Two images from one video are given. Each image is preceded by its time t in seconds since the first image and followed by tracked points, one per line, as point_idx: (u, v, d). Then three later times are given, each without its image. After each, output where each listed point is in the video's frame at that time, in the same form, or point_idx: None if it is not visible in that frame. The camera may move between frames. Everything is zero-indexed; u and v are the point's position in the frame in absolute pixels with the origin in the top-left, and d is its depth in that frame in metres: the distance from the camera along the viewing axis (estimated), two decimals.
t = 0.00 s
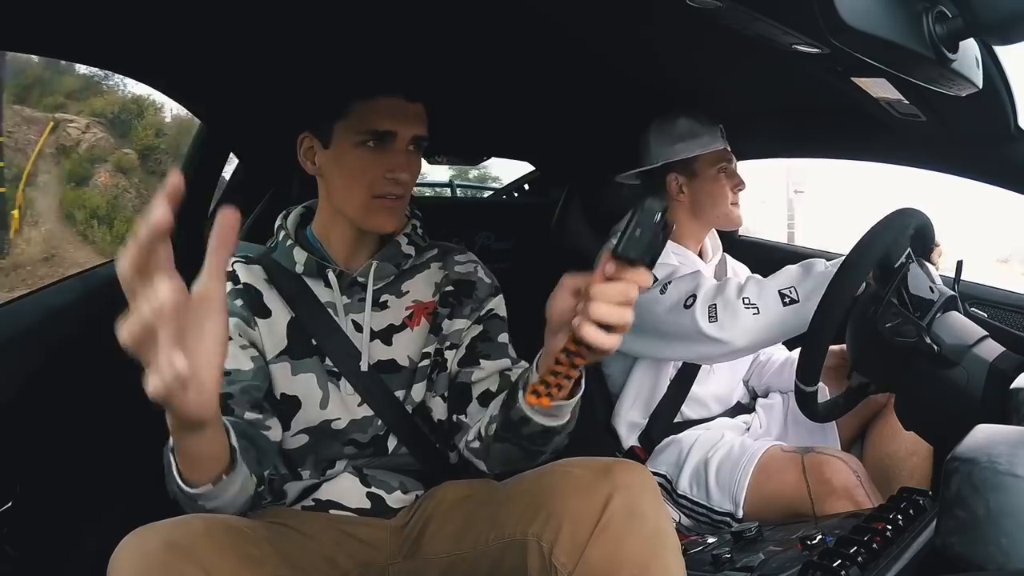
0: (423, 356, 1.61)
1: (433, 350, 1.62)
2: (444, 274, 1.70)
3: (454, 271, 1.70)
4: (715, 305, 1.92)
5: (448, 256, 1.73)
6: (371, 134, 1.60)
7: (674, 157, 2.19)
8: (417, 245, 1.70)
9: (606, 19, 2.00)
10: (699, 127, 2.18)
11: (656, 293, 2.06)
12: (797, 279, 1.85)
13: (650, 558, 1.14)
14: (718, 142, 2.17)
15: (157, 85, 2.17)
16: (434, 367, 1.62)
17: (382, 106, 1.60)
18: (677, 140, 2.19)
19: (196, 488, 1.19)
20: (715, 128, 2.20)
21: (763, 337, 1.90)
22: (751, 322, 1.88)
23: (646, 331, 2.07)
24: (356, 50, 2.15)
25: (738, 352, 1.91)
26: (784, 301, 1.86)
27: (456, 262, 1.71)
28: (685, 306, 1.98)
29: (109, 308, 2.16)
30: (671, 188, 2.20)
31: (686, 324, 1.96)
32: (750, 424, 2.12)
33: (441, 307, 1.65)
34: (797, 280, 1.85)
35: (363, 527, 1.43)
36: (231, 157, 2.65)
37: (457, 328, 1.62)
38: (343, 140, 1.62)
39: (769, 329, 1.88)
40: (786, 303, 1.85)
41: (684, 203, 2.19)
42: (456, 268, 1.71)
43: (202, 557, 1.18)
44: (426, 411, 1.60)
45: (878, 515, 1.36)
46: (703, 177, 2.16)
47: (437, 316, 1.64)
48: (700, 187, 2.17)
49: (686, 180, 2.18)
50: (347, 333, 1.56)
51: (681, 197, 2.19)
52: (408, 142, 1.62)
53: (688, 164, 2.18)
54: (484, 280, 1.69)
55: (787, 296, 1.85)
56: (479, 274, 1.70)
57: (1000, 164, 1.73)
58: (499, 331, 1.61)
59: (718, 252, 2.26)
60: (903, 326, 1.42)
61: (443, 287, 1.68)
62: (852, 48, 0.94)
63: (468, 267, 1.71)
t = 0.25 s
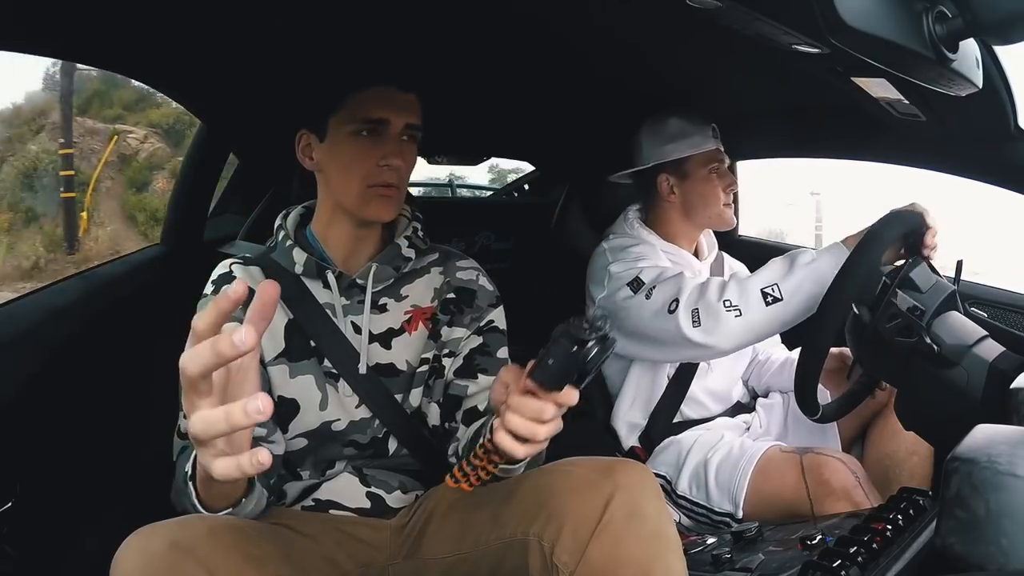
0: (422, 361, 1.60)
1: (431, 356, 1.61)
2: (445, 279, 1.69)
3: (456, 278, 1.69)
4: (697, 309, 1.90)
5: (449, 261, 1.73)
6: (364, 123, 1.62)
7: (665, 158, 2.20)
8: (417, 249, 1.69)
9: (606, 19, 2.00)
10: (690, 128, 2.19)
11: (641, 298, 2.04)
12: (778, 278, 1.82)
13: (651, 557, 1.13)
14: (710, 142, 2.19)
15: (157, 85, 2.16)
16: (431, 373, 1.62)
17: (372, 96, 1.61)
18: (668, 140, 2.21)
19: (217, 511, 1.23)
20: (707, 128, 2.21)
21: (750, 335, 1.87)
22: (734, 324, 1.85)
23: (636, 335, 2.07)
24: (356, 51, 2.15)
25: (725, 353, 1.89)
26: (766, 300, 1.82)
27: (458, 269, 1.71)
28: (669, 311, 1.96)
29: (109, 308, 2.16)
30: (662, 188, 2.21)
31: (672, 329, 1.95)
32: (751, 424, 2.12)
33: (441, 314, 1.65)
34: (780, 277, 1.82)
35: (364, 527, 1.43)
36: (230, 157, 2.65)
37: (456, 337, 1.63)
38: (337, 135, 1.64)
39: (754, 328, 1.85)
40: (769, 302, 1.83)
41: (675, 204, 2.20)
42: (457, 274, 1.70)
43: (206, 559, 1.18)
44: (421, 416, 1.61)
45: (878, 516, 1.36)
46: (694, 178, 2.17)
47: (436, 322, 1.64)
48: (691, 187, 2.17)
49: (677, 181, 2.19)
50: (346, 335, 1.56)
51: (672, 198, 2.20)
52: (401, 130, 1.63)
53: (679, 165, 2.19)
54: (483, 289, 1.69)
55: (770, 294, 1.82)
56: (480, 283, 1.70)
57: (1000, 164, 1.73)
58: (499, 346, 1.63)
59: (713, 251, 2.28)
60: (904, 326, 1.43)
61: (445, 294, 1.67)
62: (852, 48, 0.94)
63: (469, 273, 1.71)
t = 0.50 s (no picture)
0: (424, 362, 1.60)
1: (434, 357, 1.61)
2: (450, 281, 1.69)
3: (460, 280, 1.70)
4: (675, 317, 1.91)
5: (455, 263, 1.73)
6: (371, 122, 1.62)
7: (662, 156, 2.21)
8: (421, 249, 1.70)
9: (607, 19, 2.00)
10: (687, 127, 2.20)
11: (625, 304, 2.05)
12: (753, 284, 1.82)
13: (656, 556, 1.13)
14: (706, 142, 2.20)
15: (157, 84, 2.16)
16: (434, 374, 1.62)
17: (383, 97, 1.62)
18: (664, 140, 2.22)
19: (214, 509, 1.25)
20: (704, 127, 2.21)
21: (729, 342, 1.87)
22: (710, 331, 1.85)
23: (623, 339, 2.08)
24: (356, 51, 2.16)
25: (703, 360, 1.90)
26: (741, 306, 1.83)
27: (463, 271, 1.71)
28: (649, 319, 1.97)
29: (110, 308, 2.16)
30: (659, 187, 2.21)
31: (652, 336, 1.96)
32: (750, 424, 2.12)
33: (445, 316, 1.65)
34: (755, 282, 1.83)
35: (364, 526, 1.43)
36: (230, 157, 2.65)
37: (460, 339, 1.63)
38: (345, 134, 1.64)
39: (732, 335, 1.85)
40: (744, 309, 1.83)
41: (671, 204, 2.20)
42: (462, 276, 1.70)
43: (211, 556, 1.18)
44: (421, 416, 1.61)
45: (878, 516, 1.36)
46: (691, 177, 2.18)
47: (439, 323, 1.64)
48: (687, 187, 2.18)
49: (672, 180, 2.19)
50: (349, 335, 1.56)
51: (668, 197, 2.20)
52: (411, 132, 1.63)
53: (676, 165, 2.20)
54: (489, 292, 1.69)
55: (745, 300, 1.83)
56: (485, 286, 1.70)
57: (1000, 163, 1.73)
58: (504, 350, 1.63)
59: (711, 249, 2.29)
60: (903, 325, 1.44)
61: (449, 296, 1.67)
62: (852, 48, 0.94)
63: (475, 276, 1.71)
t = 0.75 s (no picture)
0: (422, 359, 1.60)
1: (431, 354, 1.61)
2: (447, 279, 1.69)
3: (457, 277, 1.69)
4: (643, 329, 1.91)
5: (452, 260, 1.73)
6: (375, 121, 1.62)
7: (643, 157, 2.22)
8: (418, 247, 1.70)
9: (608, 19, 2.00)
10: (667, 126, 2.20)
11: (602, 312, 2.06)
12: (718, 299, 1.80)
13: (655, 555, 1.13)
14: (687, 139, 2.18)
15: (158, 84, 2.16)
16: (432, 371, 1.61)
17: (383, 96, 1.62)
18: (645, 141, 2.23)
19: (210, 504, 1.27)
20: (685, 124, 2.21)
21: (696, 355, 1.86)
22: (675, 345, 1.85)
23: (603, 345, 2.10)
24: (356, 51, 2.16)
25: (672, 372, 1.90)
26: (704, 321, 1.82)
27: (459, 268, 1.71)
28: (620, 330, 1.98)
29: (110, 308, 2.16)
30: (643, 187, 2.21)
31: (622, 347, 1.97)
32: (751, 422, 2.12)
33: (441, 313, 1.65)
34: (719, 297, 1.81)
35: (363, 527, 1.43)
36: (230, 157, 2.65)
37: (456, 335, 1.62)
38: (348, 133, 1.64)
39: (695, 349, 1.84)
40: (707, 323, 1.81)
41: (656, 203, 2.20)
42: (459, 273, 1.70)
43: (211, 556, 1.18)
44: (421, 415, 1.60)
45: (878, 515, 1.36)
46: (673, 176, 2.17)
47: (437, 320, 1.64)
48: (670, 185, 2.17)
49: (656, 179, 2.19)
50: (348, 334, 1.56)
51: (653, 196, 2.20)
52: (412, 130, 1.63)
53: (659, 165, 2.19)
54: (485, 288, 1.69)
55: (706, 313, 1.82)
56: (482, 282, 1.70)
57: (1000, 163, 1.73)
58: (499, 344, 1.62)
59: (706, 247, 2.25)
60: (904, 326, 1.45)
61: (446, 293, 1.67)
62: (852, 48, 0.94)
63: (470, 272, 1.71)
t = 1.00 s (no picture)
0: (423, 362, 1.60)
1: (433, 357, 1.61)
2: (449, 280, 1.69)
3: (459, 279, 1.69)
4: (632, 358, 1.89)
5: (454, 262, 1.72)
6: (376, 123, 1.62)
7: (640, 158, 2.22)
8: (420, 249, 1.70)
9: (608, 19, 1.99)
10: (665, 127, 2.18)
11: (596, 331, 2.02)
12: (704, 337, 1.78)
13: (658, 556, 1.14)
14: (686, 141, 2.17)
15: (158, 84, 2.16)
16: (433, 374, 1.61)
17: (387, 98, 1.62)
18: (644, 142, 2.22)
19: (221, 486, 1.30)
20: (686, 124, 2.19)
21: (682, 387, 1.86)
22: (661, 378, 1.84)
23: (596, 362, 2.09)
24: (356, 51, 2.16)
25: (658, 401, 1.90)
26: (688, 357, 1.80)
27: (461, 271, 1.71)
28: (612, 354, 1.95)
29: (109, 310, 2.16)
30: (640, 188, 2.22)
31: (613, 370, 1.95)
32: (750, 423, 2.13)
33: (443, 316, 1.64)
34: (705, 335, 1.78)
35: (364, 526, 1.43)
36: (230, 157, 2.65)
37: (459, 338, 1.62)
38: (349, 136, 1.64)
39: (681, 383, 1.83)
40: (690, 360, 1.80)
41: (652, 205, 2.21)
42: (461, 275, 1.70)
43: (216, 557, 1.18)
44: (422, 417, 1.60)
45: (879, 515, 1.36)
46: (669, 177, 2.17)
47: (438, 323, 1.64)
48: (667, 188, 2.16)
49: (652, 180, 2.19)
50: (349, 336, 1.56)
51: (650, 198, 2.21)
52: (414, 132, 1.63)
53: (656, 166, 2.19)
54: (488, 291, 1.70)
55: (691, 351, 1.79)
56: (485, 284, 1.70)
57: (1000, 163, 1.73)
58: (502, 348, 1.62)
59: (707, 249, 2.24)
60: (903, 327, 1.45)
61: (448, 296, 1.67)
62: (852, 48, 0.94)
63: (473, 275, 1.71)
